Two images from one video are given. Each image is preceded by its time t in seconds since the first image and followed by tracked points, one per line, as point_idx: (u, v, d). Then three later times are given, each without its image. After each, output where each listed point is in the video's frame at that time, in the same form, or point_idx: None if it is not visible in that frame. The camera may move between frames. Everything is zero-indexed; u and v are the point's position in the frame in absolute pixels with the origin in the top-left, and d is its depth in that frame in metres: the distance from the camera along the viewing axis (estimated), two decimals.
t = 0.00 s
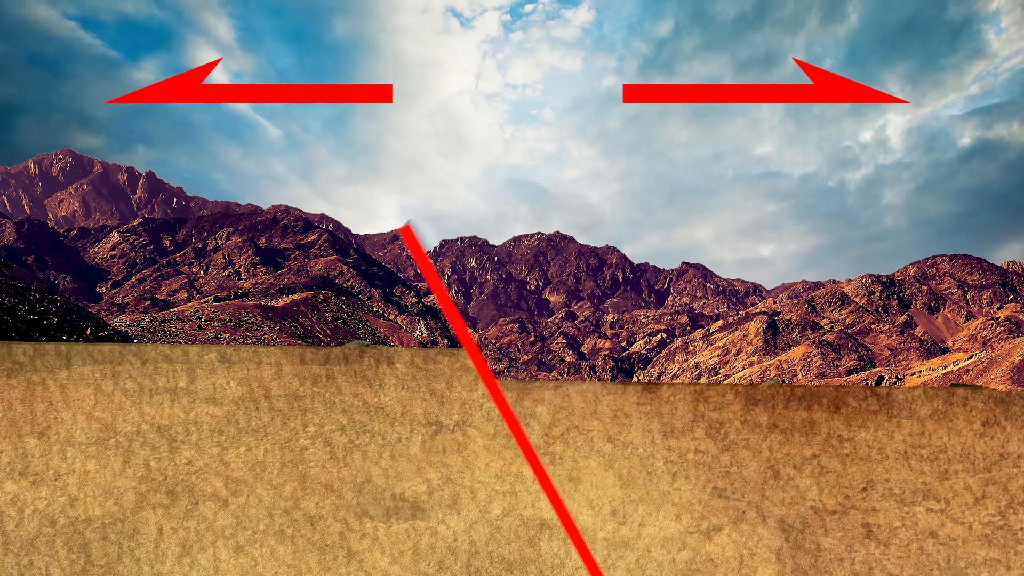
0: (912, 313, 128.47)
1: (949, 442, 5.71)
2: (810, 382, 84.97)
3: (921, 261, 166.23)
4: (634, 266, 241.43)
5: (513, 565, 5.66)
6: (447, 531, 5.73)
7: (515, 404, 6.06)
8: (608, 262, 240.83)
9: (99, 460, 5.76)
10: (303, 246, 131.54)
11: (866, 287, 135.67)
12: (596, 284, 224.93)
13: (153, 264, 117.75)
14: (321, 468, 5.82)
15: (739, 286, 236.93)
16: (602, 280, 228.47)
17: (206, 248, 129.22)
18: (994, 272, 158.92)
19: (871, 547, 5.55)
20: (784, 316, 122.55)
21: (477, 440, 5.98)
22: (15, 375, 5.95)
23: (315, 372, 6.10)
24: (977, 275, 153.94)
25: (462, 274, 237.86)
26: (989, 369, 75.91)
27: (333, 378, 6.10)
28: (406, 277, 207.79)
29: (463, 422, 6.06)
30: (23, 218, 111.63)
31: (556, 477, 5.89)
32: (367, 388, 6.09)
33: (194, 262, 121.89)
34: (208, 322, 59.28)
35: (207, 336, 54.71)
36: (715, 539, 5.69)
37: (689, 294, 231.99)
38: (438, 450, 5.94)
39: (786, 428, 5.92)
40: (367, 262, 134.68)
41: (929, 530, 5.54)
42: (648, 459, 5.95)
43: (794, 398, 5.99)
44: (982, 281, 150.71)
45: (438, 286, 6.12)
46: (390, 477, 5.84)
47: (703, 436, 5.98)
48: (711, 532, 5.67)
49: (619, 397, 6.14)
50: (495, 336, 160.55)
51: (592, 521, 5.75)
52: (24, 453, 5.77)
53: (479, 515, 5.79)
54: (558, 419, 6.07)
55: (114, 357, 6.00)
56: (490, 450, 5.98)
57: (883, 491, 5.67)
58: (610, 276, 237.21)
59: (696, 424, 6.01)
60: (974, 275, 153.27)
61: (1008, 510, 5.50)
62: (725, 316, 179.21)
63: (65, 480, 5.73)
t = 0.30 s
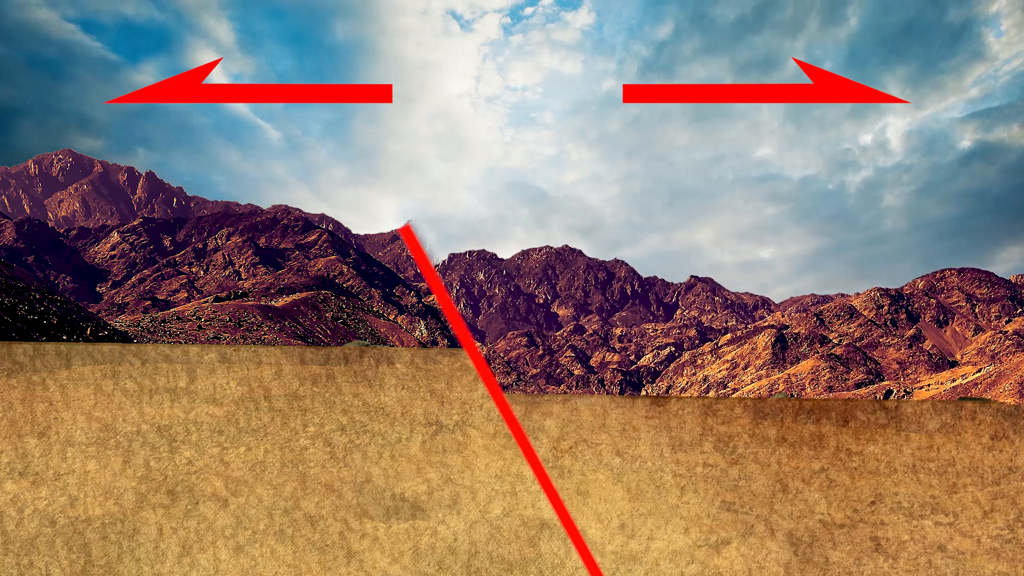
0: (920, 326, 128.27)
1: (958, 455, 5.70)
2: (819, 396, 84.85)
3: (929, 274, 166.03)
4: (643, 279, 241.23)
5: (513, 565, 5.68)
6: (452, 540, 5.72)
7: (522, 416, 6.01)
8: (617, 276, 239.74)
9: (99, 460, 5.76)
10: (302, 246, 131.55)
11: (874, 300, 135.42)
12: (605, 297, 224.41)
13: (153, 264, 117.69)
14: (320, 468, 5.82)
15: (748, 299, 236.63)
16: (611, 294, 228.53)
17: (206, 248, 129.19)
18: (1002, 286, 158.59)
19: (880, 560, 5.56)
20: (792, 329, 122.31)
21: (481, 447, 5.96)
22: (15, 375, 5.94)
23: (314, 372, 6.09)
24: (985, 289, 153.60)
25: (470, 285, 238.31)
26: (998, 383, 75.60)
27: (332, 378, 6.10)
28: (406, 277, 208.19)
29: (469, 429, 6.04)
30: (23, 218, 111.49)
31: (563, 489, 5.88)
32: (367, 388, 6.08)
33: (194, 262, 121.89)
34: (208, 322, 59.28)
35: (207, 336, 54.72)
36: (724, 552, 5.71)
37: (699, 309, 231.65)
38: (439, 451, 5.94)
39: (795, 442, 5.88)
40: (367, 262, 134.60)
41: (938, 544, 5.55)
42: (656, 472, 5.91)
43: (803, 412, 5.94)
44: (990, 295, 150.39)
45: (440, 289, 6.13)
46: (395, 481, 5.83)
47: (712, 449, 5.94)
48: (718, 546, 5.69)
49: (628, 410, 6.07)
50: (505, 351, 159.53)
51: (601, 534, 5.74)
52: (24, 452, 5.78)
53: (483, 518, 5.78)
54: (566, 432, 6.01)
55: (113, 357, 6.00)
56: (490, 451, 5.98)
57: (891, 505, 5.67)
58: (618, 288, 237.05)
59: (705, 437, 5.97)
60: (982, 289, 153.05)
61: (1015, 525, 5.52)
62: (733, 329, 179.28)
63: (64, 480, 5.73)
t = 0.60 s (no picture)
0: (916, 319, 128.36)
1: (952, 448, 5.72)
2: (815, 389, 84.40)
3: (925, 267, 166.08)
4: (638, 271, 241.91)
5: (513, 565, 5.66)
6: (448, 536, 5.72)
7: (520, 410, 6.05)
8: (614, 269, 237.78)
9: (99, 460, 5.76)
10: (303, 246, 131.42)
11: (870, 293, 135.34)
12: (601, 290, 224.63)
13: (153, 264, 117.63)
14: (320, 468, 5.82)
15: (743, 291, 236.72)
16: (606, 287, 228.84)
17: (206, 248, 129.15)
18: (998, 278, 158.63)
19: (875, 554, 5.55)
20: (788, 321, 120.56)
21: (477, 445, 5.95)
22: (15, 375, 5.95)
23: (314, 373, 6.10)
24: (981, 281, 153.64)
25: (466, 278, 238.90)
26: (993, 376, 75.13)
27: (332, 378, 6.11)
28: (406, 277, 208.92)
29: (467, 425, 6.04)
30: (23, 218, 111.49)
31: (559, 482, 5.89)
32: (367, 388, 6.10)
33: (194, 262, 121.88)
34: (208, 322, 59.23)
35: (207, 336, 54.67)
36: (720, 545, 5.69)
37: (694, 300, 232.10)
38: (438, 451, 5.94)
39: (790, 434, 5.91)
40: (368, 262, 134.59)
41: (933, 536, 5.55)
42: (652, 465, 5.94)
43: (798, 405, 5.97)
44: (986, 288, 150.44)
45: (439, 288, 6.11)
46: (394, 481, 5.83)
47: (707, 442, 5.96)
48: (714, 538, 5.69)
49: (623, 403, 6.12)
50: (500, 343, 159.00)
51: (595, 526, 5.75)
52: (24, 452, 5.77)
53: (482, 519, 5.77)
54: (562, 425, 6.05)
55: (113, 356, 6.00)
56: (489, 451, 6.00)
57: (886, 498, 5.68)
58: (613, 280, 237.75)
59: (700, 431, 6.00)
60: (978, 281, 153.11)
61: (1012, 517, 5.51)
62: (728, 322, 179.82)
63: (64, 480, 5.73)
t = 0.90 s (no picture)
0: (905, 301, 128.52)
1: (943, 431, 5.74)
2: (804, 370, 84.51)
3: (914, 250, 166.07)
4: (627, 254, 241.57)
5: (514, 565, 5.67)
6: (442, 524, 5.75)
7: (510, 393, 6.09)
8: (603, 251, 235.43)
9: (100, 460, 5.77)
10: (303, 245, 131.54)
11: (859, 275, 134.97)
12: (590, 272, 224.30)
13: (153, 264, 117.70)
14: (320, 468, 5.82)
15: (733, 273, 237.09)
16: (596, 269, 228.23)
17: (206, 248, 129.25)
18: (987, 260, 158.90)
19: (864, 536, 5.57)
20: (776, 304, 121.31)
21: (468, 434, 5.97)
22: (15, 375, 5.95)
23: (314, 372, 6.09)
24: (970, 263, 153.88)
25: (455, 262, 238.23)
26: (983, 359, 75.72)
27: (333, 378, 6.11)
28: (407, 277, 210.04)
29: (461, 416, 6.06)
30: (23, 218, 111.58)
31: (549, 464, 5.93)
32: (367, 388, 6.09)
33: (195, 262, 121.93)
34: (208, 322, 59.23)
35: (207, 336, 54.72)
36: (709, 528, 5.71)
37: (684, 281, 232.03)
38: (439, 451, 5.94)
39: (780, 417, 5.93)
40: (368, 262, 134.75)
41: (922, 519, 5.56)
42: (641, 447, 5.97)
43: (789, 386, 5.98)
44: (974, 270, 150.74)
45: (439, 288, 6.10)
46: (391, 477, 5.83)
47: (697, 424, 5.99)
48: (703, 520, 5.72)
49: (612, 385, 6.16)
50: (490, 326, 158.89)
51: (585, 509, 5.78)
52: (24, 452, 5.78)
53: (482, 519, 5.78)
54: (551, 407, 6.09)
55: (113, 357, 6.00)
56: (489, 451, 5.98)
57: (876, 480, 5.70)
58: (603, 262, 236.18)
59: (689, 413, 6.03)
60: (967, 264, 153.39)
61: (1002, 499, 5.51)
62: (717, 305, 179.94)
63: (64, 480, 5.73)
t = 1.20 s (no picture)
0: (895, 284, 127.67)
1: (931, 413, 5.77)
2: (793, 352, 84.44)
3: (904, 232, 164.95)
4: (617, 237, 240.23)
5: (513, 565, 5.67)
6: (438, 517, 5.75)
7: (505, 381, 6.15)
8: (593, 233, 230.61)
9: (100, 460, 5.77)
10: (303, 246, 131.66)
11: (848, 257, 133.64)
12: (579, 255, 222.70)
13: (153, 264, 117.78)
14: (321, 468, 5.84)
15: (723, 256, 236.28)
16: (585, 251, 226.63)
17: (206, 248, 129.37)
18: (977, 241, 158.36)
19: (855, 518, 5.58)
20: (766, 287, 121.48)
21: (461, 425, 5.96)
22: (15, 375, 5.95)
23: (315, 373, 6.09)
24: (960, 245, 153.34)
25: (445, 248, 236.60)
26: (972, 341, 78.10)
27: (333, 378, 6.10)
28: (407, 278, 210.22)
29: (458, 409, 6.07)
30: (23, 218, 111.76)
31: (539, 449, 5.98)
32: (368, 388, 6.10)
33: (195, 262, 122.00)
34: (208, 322, 59.21)
35: (207, 336, 54.69)
36: (699, 511, 5.74)
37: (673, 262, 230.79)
38: (438, 449, 5.94)
39: (769, 399, 5.96)
40: (367, 263, 134.88)
41: (913, 501, 5.57)
42: (630, 430, 6.04)
43: (777, 369, 6.01)
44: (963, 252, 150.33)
45: (439, 287, 6.11)
46: (387, 475, 5.84)
47: (686, 407, 6.04)
48: (694, 503, 5.74)
49: (602, 368, 6.19)
50: (478, 307, 157.78)
51: (575, 492, 5.83)
52: (24, 452, 5.78)
53: (482, 516, 5.78)
54: (541, 390, 6.14)
55: (114, 357, 6.00)
56: (490, 451, 5.97)
57: (866, 462, 5.71)
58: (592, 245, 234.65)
59: (679, 395, 6.08)
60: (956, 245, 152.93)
61: (991, 481, 5.54)
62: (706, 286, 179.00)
63: (64, 480, 5.73)
